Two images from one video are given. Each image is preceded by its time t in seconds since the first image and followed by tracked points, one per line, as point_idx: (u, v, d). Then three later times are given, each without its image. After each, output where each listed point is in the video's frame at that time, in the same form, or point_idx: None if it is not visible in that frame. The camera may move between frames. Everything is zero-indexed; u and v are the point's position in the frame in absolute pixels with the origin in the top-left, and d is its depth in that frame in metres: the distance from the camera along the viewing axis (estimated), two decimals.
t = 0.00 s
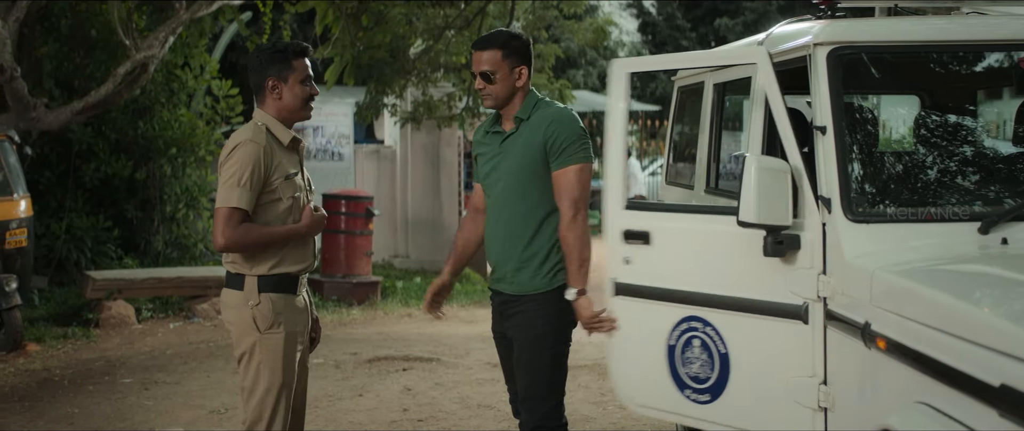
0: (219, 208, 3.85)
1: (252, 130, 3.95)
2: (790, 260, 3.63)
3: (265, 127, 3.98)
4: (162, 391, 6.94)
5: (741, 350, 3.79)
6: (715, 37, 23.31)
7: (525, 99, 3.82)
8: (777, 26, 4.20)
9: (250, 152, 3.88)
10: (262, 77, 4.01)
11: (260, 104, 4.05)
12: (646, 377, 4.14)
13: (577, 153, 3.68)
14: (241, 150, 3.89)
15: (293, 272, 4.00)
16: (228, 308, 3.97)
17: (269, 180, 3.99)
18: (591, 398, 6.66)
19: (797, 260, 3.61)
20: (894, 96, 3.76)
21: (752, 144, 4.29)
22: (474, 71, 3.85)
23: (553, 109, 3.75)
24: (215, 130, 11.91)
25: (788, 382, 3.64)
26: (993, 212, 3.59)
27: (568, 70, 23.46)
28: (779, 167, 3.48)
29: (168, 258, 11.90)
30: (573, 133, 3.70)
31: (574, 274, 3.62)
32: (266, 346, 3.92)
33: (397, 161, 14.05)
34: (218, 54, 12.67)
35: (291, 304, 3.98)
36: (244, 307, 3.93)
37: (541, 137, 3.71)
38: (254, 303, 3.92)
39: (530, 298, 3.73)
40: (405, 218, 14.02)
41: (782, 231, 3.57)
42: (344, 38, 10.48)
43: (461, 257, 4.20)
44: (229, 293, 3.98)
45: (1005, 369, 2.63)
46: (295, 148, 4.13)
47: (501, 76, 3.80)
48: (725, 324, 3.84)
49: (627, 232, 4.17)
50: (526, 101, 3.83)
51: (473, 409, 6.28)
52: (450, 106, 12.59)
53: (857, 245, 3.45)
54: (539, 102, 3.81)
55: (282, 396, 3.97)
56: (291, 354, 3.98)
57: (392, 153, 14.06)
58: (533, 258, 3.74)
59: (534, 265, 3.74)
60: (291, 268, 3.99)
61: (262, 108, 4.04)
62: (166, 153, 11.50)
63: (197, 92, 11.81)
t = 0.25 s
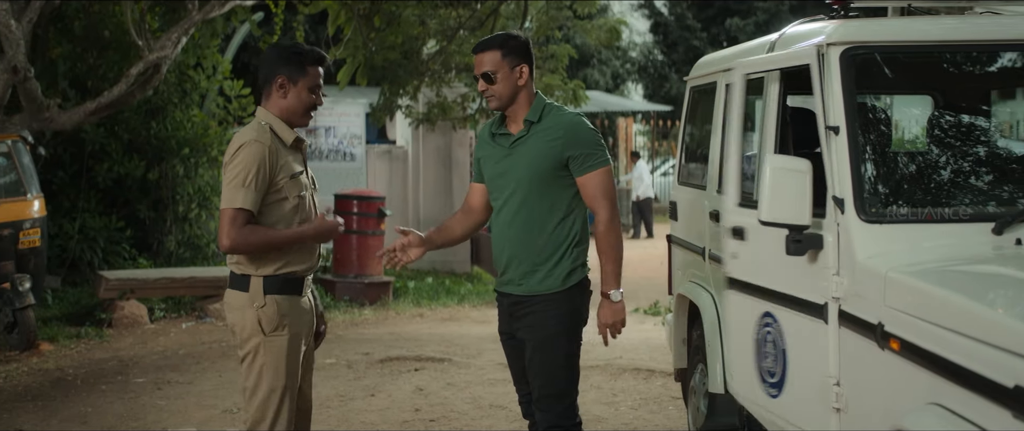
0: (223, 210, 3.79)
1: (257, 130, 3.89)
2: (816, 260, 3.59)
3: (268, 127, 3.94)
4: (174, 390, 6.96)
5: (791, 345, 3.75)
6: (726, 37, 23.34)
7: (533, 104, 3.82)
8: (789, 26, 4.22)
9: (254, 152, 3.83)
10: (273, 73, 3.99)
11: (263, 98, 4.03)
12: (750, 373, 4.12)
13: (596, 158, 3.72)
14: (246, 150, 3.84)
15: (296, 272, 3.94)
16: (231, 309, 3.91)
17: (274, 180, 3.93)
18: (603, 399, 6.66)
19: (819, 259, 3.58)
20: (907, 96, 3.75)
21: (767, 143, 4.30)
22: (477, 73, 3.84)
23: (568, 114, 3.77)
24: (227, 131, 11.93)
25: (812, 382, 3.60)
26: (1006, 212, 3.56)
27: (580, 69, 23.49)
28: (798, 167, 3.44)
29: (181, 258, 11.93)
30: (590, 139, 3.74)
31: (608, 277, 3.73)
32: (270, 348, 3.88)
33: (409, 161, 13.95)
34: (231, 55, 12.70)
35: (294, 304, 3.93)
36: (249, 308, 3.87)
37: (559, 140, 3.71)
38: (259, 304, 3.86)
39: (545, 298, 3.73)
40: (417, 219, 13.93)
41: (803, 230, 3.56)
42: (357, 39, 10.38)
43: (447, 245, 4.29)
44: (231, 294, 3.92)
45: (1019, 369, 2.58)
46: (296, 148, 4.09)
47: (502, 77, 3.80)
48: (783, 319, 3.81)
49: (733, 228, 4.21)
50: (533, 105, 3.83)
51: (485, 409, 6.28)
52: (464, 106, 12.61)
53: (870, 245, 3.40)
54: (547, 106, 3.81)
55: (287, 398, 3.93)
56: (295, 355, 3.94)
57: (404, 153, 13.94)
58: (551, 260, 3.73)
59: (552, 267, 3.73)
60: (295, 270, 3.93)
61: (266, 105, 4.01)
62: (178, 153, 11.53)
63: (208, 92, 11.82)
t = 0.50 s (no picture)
0: (285, 221, 3.73)
1: (292, 141, 3.82)
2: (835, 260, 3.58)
3: (302, 140, 3.87)
4: (187, 390, 6.98)
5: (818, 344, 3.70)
6: (738, 38, 23.35)
7: (545, 104, 3.82)
8: (803, 26, 4.20)
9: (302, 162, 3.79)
10: (308, 90, 3.91)
11: (294, 112, 3.95)
12: (783, 370, 4.05)
13: (606, 159, 3.71)
14: (292, 159, 3.78)
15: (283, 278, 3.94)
16: (215, 314, 3.89)
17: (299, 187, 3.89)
18: (615, 399, 6.66)
19: (838, 260, 3.57)
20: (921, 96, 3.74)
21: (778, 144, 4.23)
22: (488, 70, 3.83)
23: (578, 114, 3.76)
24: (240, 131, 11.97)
25: (830, 381, 3.59)
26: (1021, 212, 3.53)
27: (591, 69, 23.51)
28: (814, 166, 3.44)
29: (193, 258, 11.97)
30: (600, 139, 3.73)
31: (602, 276, 3.65)
32: (259, 349, 3.87)
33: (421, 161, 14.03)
34: (243, 55, 12.73)
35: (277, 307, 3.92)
36: (233, 311, 3.86)
37: (570, 140, 3.71)
38: (244, 307, 3.85)
39: (555, 298, 3.72)
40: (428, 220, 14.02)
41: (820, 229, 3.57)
42: (369, 39, 10.61)
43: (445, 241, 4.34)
44: (214, 297, 3.89)
45: None
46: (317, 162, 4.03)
47: (512, 75, 3.80)
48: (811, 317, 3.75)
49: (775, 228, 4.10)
50: (544, 106, 3.83)
51: (497, 409, 6.28)
52: (477, 107, 12.61)
53: (885, 245, 3.37)
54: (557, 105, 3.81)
55: (279, 397, 3.91)
56: (284, 355, 3.93)
57: (416, 153, 14.06)
58: (560, 261, 3.73)
59: (561, 267, 3.73)
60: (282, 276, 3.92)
61: (296, 117, 3.93)
62: (191, 153, 11.57)
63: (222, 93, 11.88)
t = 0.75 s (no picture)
0: (290, 230, 3.74)
1: (302, 149, 3.83)
2: (846, 261, 3.57)
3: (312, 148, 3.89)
4: (197, 389, 7.00)
5: (829, 345, 3.69)
6: (747, 38, 23.35)
7: (553, 104, 3.82)
8: (813, 26, 4.20)
9: (310, 173, 3.79)
10: (310, 101, 3.93)
11: (304, 125, 3.97)
12: (794, 371, 4.04)
13: (613, 158, 3.71)
14: (302, 169, 3.78)
15: (278, 283, 3.95)
16: (211, 313, 3.89)
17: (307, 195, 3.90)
18: (626, 399, 6.65)
19: (848, 259, 3.56)
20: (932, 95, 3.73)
21: (788, 144, 4.24)
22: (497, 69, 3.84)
23: (586, 113, 3.76)
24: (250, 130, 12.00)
25: (841, 382, 3.58)
26: None
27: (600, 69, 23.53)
28: (824, 167, 3.42)
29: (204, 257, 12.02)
30: (608, 138, 3.73)
31: (608, 277, 3.63)
32: (254, 349, 3.86)
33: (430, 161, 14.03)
34: (253, 56, 12.77)
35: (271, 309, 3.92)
36: (228, 310, 3.86)
37: (578, 139, 3.71)
38: (238, 306, 3.84)
39: (564, 300, 3.72)
40: (439, 219, 14.07)
41: (830, 229, 3.56)
42: (378, 40, 10.44)
43: (450, 248, 4.32)
44: (210, 295, 3.90)
45: None
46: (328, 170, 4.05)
47: (520, 74, 3.80)
48: (823, 318, 3.73)
49: (785, 228, 4.09)
50: (552, 105, 3.83)
51: (507, 409, 6.29)
52: (486, 107, 12.62)
53: (895, 245, 3.35)
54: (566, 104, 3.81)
55: (274, 398, 3.90)
56: (278, 355, 3.92)
57: (426, 153, 14.01)
58: (567, 261, 3.73)
59: (567, 268, 3.73)
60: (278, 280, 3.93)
61: (305, 126, 3.95)
62: (202, 153, 11.61)
63: (232, 93, 11.94)
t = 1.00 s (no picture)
0: (290, 224, 3.75)
1: (298, 142, 3.85)
2: (855, 261, 3.56)
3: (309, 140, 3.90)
4: (206, 389, 7.01)
5: (839, 346, 3.68)
6: (755, 38, 23.34)
7: (560, 102, 3.81)
8: (823, 25, 4.19)
9: (305, 166, 3.80)
10: (306, 95, 3.95)
11: (303, 121, 3.98)
12: (803, 372, 4.03)
13: (620, 158, 3.69)
14: (296, 162, 3.79)
15: (292, 280, 3.93)
16: (224, 310, 3.91)
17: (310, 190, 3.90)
18: (634, 399, 6.65)
19: (857, 259, 3.55)
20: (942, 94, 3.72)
21: (798, 143, 4.24)
22: (503, 67, 3.83)
23: (592, 112, 3.75)
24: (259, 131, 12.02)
25: (850, 381, 3.57)
26: None
27: (607, 69, 23.53)
28: (833, 166, 3.42)
29: (212, 257, 12.05)
30: (615, 138, 3.71)
31: (607, 276, 3.61)
32: (266, 346, 3.86)
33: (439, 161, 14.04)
34: (262, 56, 12.79)
35: (284, 305, 3.91)
36: (240, 307, 3.86)
37: (584, 139, 3.70)
38: (250, 303, 3.85)
39: (573, 301, 3.72)
40: (448, 218, 14.05)
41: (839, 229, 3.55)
42: (387, 39, 10.38)
43: (459, 249, 4.33)
44: (223, 292, 3.92)
45: None
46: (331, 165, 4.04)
47: (526, 73, 3.79)
48: (832, 318, 3.72)
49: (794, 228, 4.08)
50: (559, 104, 3.82)
51: (515, 409, 6.28)
52: (493, 107, 12.62)
53: (904, 245, 3.34)
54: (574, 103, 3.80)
55: (287, 395, 3.90)
56: (290, 352, 3.92)
57: (434, 153, 14.05)
58: (575, 263, 3.73)
59: (576, 270, 3.72)
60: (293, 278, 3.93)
61: (305, 121, 3.96)
62: (210, 153, 11.65)
63: (241, 93, 11.98)
